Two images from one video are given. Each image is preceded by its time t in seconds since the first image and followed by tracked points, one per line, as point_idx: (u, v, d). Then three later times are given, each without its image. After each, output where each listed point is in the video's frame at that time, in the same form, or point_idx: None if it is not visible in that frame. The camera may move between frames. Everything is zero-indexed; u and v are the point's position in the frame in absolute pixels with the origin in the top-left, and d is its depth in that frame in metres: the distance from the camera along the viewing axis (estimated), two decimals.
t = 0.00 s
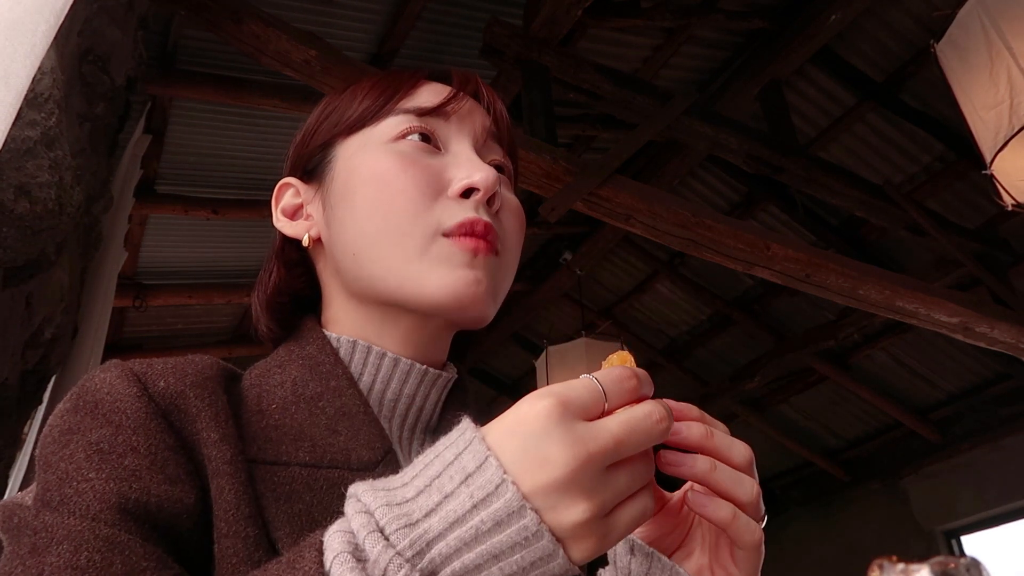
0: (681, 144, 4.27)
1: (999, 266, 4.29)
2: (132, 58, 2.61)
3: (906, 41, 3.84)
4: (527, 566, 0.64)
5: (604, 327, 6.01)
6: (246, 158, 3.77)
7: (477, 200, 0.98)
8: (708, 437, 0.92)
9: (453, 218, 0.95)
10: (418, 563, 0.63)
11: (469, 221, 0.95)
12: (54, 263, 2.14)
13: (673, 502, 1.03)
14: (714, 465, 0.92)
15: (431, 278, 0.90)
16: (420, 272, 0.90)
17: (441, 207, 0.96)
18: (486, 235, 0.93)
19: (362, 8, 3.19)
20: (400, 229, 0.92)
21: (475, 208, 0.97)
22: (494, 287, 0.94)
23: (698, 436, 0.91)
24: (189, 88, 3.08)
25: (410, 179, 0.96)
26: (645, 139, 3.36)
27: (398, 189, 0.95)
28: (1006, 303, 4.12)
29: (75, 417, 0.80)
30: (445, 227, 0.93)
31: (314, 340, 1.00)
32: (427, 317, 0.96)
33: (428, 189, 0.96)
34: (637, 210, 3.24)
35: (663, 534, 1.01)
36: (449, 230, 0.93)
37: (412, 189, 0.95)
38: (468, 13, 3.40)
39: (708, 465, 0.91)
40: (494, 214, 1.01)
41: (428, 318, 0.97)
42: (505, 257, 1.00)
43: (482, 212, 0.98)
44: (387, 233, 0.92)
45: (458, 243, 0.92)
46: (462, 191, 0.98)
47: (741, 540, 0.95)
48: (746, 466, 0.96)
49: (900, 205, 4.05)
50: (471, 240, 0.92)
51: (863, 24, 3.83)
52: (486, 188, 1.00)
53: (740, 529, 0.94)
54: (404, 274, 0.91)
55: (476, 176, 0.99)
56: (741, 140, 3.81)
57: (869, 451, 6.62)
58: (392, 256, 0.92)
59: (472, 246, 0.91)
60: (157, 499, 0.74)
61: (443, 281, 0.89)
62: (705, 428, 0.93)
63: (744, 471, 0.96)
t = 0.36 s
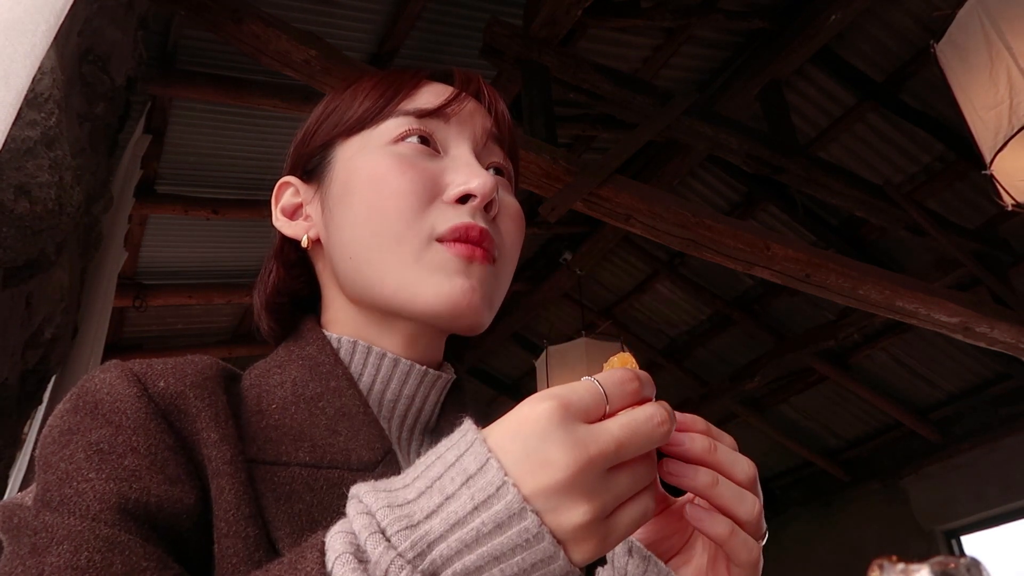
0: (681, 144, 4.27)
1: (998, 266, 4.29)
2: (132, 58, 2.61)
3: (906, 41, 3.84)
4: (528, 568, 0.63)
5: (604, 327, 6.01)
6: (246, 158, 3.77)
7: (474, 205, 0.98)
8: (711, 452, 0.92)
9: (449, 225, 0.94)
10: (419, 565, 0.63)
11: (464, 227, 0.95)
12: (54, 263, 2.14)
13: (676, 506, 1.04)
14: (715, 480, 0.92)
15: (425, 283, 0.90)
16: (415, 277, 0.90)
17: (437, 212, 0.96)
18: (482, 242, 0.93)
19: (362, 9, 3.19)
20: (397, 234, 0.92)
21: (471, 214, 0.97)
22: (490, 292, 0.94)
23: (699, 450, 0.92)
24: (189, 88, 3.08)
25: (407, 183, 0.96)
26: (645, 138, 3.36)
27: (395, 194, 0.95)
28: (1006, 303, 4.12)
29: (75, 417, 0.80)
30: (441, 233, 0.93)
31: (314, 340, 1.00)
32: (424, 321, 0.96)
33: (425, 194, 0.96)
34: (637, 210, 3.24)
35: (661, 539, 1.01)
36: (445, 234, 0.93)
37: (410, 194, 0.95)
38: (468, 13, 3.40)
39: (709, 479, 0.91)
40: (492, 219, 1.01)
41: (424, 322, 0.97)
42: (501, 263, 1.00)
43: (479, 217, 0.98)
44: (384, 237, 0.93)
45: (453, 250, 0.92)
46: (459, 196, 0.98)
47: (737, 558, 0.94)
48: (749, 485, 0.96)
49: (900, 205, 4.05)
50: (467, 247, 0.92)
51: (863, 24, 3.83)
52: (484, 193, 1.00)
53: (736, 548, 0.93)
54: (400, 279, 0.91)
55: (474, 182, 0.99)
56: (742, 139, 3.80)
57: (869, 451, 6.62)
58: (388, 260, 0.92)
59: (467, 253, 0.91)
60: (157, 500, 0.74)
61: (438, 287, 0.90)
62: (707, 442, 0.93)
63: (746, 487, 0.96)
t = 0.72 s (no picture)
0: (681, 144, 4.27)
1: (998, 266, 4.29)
2: (132, 58, 2.61)
3: (906, 41, 3.84)
4: (528, 569, 0.63)
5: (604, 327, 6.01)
6: (246, 158, 3.77)
7: (469, 202, 0.98)
8: (725, 454, 0.93)
9: (443, 223, 0.95)
10: (420, 565, 0.63)
11: (458, 225, 0.95)
12: (54, 264, 2.14)
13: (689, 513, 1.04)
14: (726, 480, 0.93)
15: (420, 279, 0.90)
16: (410, 276, 0.91)
17: (431, 210, 0.96)
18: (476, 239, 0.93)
19: (362, 9, 3.19)
20: (392, 233, 0.92)
21: (466, 212, 0.97)
22: (486, 291, 0.94)
23: (714, 450, 0.93)
24: (189, 88, 3.08)
25: (401, 181, 0.96)
26: (645, 139, 3.36)
27: (389, 192, 0.95)
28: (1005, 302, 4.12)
29: (74, 419, 0.80)
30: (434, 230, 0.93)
31: (312, 341, 1.00)
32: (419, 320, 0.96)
33: (419, 192, 0.96)
34: (637, 210, 3.23)
35: (670, 541, 1.01)
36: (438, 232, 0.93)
37: (404, 193, 0.95)
38: (468, 13, 3.40)
39: (720, 476, 0.92)
40: (487, 216, 1.01)
41: (420, 320, 0.97)
42: (497, 261, 1.00)
43: (474, 214, 0.98)
44: (378, 236, 0.93)
45: (447, 249, 0.92)
46: (453, 194, 0.98)
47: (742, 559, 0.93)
48: (760, 492, 0.97)
49: (900, 205, 4.05)
50: (461, 245, 0.92)
51: (863, 25, 3.83)
52: (478, 191, 0.99)
53: (743, 551, 0.93)
54: (395, 277, 0.91)
55: (469, 179, 0.99)
56: (741, 139, 3.80)
57: (869, 450, 6.62)
58: (383, 258, 0.92)
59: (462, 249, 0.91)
60: (156, 500, 0.74)
61: (433, 284, 0.90)
62: (722, 444, 0.94)
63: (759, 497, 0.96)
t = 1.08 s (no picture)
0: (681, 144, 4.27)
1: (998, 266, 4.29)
2: (132, 58, 2.61)
3: (906, 41, 3.84)
4: (523, 564, 0.64)
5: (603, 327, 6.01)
6: (246, 158, 3.77)
7: (466, 202, 0.98)
8: (729, 455, 0.93)
9: (440, 223, 0.95)
10: (412, 562, 0.63)
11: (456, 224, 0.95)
12: (54, 263, 2.14)
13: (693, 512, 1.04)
14: (730, 481, 0.92)
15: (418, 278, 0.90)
16: (408, 276, 0.91)
17: (429, 210, 0.96)
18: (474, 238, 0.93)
19: (362, 9, 3.19)
20: (389, 233, 0.92)
21: (463, 211, 0.97)
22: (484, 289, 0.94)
23: (718, 451, 0.92)
24: (189, 88, 3.08)
25: (398, 181, 0.96)
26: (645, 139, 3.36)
27: (386, 191, 0.95)
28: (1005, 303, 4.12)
29: (73, 419, 0.80)
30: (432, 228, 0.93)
31: (311, 342, 1.00)
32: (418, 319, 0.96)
33: (417, 192, 0.96)
34: (637, 210, 3.24)
35: (674, 542, 1.01)
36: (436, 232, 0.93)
37: (401, 192, 0.95)
38: (468, 13, 3.40)
39: (724, 477, 0.92)
40: (484, 216, 1.01)
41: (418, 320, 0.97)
42: (495, 260, 1.00)
43: (471, 213, 0.98)
44: (375, 236, 0.93)
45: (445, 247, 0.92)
46: (451, 193, 0.98)
47: (748, 560, 0.93)
48: (765, 493, 0.97)
49: (900, 205, 4.05)
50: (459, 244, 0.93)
51: (862, 24, 3.83)
52: (475, 191, 1.00)
53: (748, 554, 0.93)
54: (393, 277, 0.91)
55: (466, 179, 0.99)
56: (741, 139, 3.80)
57: (869, 450, 6.62)
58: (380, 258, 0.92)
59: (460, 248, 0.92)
60: (155, 500, 0.74)
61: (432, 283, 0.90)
62: (726, 445, 0.93)
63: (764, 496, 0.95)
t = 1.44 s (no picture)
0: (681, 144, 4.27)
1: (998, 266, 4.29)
2: (132, 57, 2.61)
3: (906, 41, 3.84)
4: (519, 562, 0.63)
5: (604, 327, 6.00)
6: (246, 158, 3.77)
7: (462, 192, 0.99)
8: (730, 461, 0.92)
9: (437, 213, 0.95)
10: (408, 559, 0.63)
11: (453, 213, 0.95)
12: (54, 264, 2.14)
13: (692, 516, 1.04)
14: (732, 488, 0.92)
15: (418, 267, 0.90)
16: (406, 267, 0.91)
17: (425, 202, 0.96)
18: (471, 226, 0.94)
19: (363, 9, 3.19)
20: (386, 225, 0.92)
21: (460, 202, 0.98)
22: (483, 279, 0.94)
23: (718, 457, 0.92)
24: (189, 88, 3.08)
25: (394, 173, 0.96)
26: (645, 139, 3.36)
27: (382, 185, 0.95)
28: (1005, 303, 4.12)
29: (70, 421, 0.80)
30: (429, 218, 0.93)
31: (309, 343, 1.00)
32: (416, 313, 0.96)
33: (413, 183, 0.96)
34: (637, 210, 3.24)
35: (672, 546, 1.01)
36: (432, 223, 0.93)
37: (397, 184, 0.95)
38: (468, 13, 3.40)
39: (725, 484, 0.91)
40: (480, 207, 1.02)
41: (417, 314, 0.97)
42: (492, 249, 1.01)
43: (468, 203, 0.99)
44: (372, 229, 0.93)
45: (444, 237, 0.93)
46: (446, 184, 0.98)
47: (750, 569, 0.93)
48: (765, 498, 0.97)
49: (900, 205, 4.05)
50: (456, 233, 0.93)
51: (862, 24, 3.83)
52: (471, 181, 1.00)
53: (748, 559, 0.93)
54: (390, 269, 0.91)
55: (460, 170, 0.99)
56: (741, 139, 3.80)
57: (869, 450, 6.62)
58: (378, 251, 0.92)
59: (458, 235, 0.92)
60: (153, 501, 0.74)
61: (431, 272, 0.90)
62: (726, 450, 0.93)
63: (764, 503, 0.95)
